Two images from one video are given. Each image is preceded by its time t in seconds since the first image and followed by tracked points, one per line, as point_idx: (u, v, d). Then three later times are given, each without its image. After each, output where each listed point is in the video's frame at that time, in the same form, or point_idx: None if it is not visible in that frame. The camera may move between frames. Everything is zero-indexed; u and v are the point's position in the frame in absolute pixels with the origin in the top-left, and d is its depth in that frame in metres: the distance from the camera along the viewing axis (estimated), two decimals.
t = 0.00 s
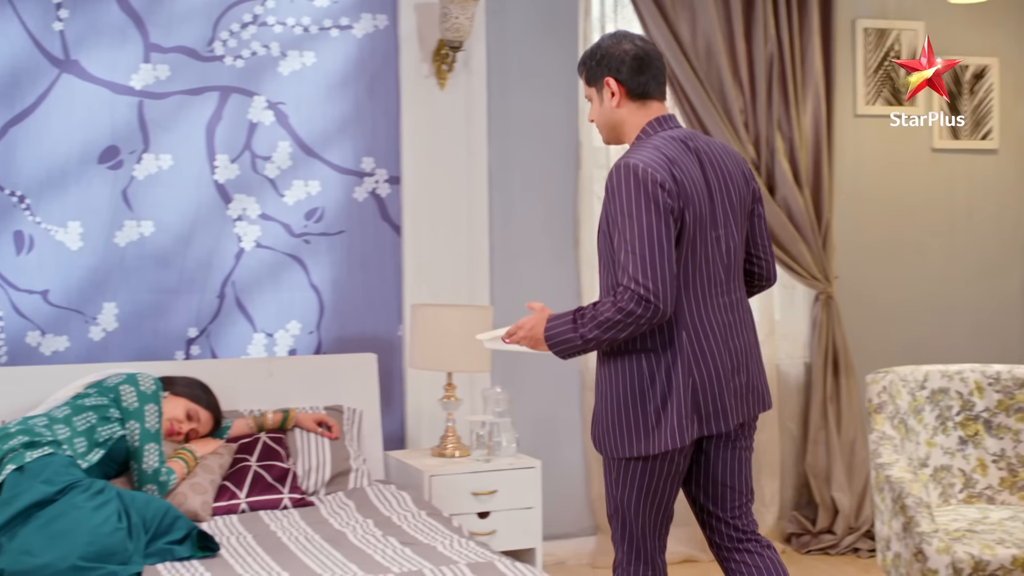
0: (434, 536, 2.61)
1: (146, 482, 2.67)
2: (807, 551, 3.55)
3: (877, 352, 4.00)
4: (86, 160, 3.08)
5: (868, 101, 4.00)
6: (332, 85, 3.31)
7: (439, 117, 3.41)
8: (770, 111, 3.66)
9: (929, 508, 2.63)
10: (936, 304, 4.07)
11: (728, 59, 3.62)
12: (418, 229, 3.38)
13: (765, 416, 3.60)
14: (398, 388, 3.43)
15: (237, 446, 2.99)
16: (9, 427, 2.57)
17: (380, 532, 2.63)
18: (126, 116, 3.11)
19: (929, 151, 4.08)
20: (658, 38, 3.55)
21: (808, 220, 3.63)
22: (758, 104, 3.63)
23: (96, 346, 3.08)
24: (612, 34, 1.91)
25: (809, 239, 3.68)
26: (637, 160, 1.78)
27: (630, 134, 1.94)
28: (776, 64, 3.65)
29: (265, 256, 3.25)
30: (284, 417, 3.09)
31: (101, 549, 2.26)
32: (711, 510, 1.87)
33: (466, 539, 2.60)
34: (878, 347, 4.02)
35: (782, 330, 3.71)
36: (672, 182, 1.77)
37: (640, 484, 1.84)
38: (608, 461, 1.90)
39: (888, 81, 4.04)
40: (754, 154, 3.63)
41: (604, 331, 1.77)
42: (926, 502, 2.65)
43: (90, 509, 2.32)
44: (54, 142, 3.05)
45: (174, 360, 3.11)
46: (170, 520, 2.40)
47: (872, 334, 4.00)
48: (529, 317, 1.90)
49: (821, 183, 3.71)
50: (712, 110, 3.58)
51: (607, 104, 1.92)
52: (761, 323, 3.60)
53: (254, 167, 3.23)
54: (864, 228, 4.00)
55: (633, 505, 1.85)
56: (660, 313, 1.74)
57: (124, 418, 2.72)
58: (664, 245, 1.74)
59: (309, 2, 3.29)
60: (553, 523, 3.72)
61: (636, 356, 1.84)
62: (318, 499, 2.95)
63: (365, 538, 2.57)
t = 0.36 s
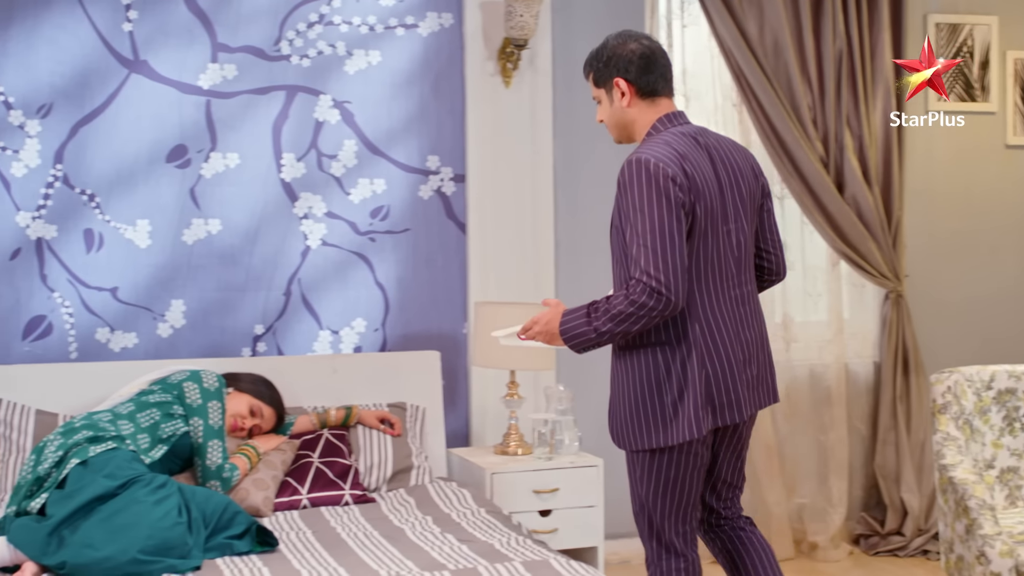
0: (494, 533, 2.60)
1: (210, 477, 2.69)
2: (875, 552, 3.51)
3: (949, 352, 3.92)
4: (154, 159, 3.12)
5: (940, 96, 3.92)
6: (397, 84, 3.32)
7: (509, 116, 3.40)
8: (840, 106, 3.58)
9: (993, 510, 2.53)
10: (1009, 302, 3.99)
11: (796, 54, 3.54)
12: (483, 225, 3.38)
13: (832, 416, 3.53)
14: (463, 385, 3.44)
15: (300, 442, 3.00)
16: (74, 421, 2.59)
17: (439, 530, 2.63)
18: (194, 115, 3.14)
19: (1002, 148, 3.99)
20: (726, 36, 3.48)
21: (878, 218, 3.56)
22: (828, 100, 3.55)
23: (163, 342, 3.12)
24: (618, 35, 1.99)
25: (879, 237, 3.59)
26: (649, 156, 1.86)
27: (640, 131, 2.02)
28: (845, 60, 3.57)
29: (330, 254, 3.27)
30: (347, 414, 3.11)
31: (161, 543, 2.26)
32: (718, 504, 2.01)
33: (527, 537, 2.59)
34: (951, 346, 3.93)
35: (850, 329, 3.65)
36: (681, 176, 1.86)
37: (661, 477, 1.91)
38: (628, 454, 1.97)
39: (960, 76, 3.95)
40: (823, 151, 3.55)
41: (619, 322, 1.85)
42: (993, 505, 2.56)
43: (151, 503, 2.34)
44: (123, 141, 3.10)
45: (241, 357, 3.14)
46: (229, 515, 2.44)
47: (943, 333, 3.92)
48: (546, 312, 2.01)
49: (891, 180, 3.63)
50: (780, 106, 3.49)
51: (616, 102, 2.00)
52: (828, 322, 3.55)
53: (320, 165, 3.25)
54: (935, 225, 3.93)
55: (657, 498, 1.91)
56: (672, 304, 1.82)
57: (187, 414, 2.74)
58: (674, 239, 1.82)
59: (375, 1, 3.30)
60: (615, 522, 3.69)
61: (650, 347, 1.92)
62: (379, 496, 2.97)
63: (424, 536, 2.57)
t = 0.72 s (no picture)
0: (545, 531, 2.60)
1: (264, 473, 2.71)
2: (938, 554, 3.47)
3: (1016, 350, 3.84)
4: (214, 158, 3.15)
5: (1006, 92, 3.84)
6: (455, 83, 3.33)
7: (568, 115, 3.40)
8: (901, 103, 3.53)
9: None
10: None
11: (858, 52, 3.50)
12: (542, 224, 3.37)
13: (894, 416, 3.50)
14: (521, 383, 3.44)
15: (355, 440, 3.02)
16: (130, 417, 2.61)
17: (491, 527, 2.63)
18: (254, 115, 3.18)
19: None
20: (786, 34, 3.44)
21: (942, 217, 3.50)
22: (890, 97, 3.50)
23: (224, 339, 3.16)
24: (647, 39, 2.03)
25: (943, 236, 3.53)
26: (689, 153, 1.91)
27: (673, 131, 2.06)
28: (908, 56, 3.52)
29: (389, 252, 3.28)
30: (403, 412, 3.12)
31: (214, 537, 2.30)
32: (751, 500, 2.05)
33: (579, 535, 2.58)
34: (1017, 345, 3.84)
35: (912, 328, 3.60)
36: (721, 174, 1.91)
37: (701, 472, 1.94)
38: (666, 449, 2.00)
39: None
40: (885, 149, 3.50)
41: (662, 315, 1.89)
42: None
43: (205, 498, 2.36)
44: (184, 141, 3.13)
45: (300, 355, 3.17)
46: (283, 511, 2.46)
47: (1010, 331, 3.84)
48: (588, 313, 2.04)
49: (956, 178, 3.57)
50: (842, 103, 3.45)
51: (649, 105, 2.04)
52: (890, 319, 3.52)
53: (379, 164, 3.27)
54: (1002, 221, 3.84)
55: (698, 493, 1.94)
56: (713, 297, 1.86)
57: (243, 411, 2.77)
58: (714, 234, 1.87)
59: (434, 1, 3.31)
60: (671, 522, 3.67)
61: (688, 343, 1.96)
62: (434, 493, 2.98)
63: (475, 533, 2.58)
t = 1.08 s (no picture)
0: (586, 526, 2.58)
1: (307, 467, 2.73)
2: (988, 552, 3.43)
3: None
4: (262, 154, 3.18)
5: None
6: (501, 78, 3.34)
7: (614, 110, 3.38)
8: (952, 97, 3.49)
9: None
10: None
11: (907, 46, 3.47)
12: (588, 218, 3.37)
13: (943, 412, 3.48)
14: (567, 378, 3.45)
15: (399, 433, 3.04)
16: (174, 411, 2.63)
17: (531, 522, 2.62)
18: (301, 111, 3.20)
19: None
20: (834, 26, 3.41)
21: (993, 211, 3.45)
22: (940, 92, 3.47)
23: (271, 333, 3.19)
24: (676, 40, 2.15)
25: (992, 231, 3.48)
26: (732, 148, 2.01)
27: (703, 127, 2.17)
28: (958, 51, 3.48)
29: (435, 247, 3.30)
30: (447, 406, 3.13)
31: (254, 529, 2.29)
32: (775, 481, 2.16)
33: (617, 530, 2.55)
34: None
35: (961, 324, 3.57)
36: (759, 169, 2.01)
37: (734, 454, 2.04)
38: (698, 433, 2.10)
39: None
40: (935, 143, 3.46)
41: (705, 303, 1.98)
42: None
43: (246, 490, 2.35)
44: (231, 138, 3.16)
45: (347, 348, 3.19)
46: (323, 504, 2.47)
47: None
48: (626, 305, 2.11)
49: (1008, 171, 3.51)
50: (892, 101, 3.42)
51: (680, 102, 2.15)
52: (939, 315, 3.49)
53: (424, 159, 3.28)
54: None
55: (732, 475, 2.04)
56: (755, 286, 1.96)
57: (286, 404, 2.80)
58: (755, 225, 1.98)
59: None
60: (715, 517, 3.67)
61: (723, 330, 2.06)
62: (476, 487, 2.98)
63: (516, 527, 2.58)
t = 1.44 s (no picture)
0: (612, 519, 2.57)
1: (335, 459, 2.75)
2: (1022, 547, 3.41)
3: None
4: (293, 147, 3.20)
5: None
6: (531, 71, 3.34)
7: (644, 102, 3.37)
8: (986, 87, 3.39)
9: None
10: None
11: (941, 37, 3.38)
12: (619, 211, 3.36)
13: (976, 406, 3.46)
14: (597, 372, 3.45)
15: (427, 426, 3.04)
16: (202, 403, 2.65)
17: (558, 514, 2.62)
18: (332, 104, 3.21)
19: None
20: (866, 17, 3.37)
21: None
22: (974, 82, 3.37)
23: (302, 326, 3.21)
24: (694, 37, 2.19)
25: None
26: (764, 138, 2.06)
27: (722, 121, 2.22)
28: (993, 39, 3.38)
29: (466, 240, 3.31)
30: (475, 399, 3.14)
31: (280, 521, 2.29)
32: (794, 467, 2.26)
33: (643, 523, 2.53)
34: None
35: (996, 318, 3.54)
36: (788, 157, 2.07)
37: (760, 435, 2.14)
38: (727, 414, 2.19)
39: None
40: (968, 135, 3.38)
41: (742, 289, 2.03)
42: None
43: (272, 482, 2.35)
44: (263, 131, 3.18)
45: (378, 341, 3.20)
46: (350, 496, 2.46)
47: None
48: (659, 294, 2.16)
49: None
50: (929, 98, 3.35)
51: (701, 97, 2.19)
52: (973, 309, 3.47)
53: (455, 153, 3.29)
54: None
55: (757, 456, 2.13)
56: (788, 272, 2.03)
57: (314, 397, 2.82)
58: (788, 213, 2.04)
59: None
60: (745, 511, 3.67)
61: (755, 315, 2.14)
62: (504, 479, 2.98)
63: (541, 519, 2.57)
